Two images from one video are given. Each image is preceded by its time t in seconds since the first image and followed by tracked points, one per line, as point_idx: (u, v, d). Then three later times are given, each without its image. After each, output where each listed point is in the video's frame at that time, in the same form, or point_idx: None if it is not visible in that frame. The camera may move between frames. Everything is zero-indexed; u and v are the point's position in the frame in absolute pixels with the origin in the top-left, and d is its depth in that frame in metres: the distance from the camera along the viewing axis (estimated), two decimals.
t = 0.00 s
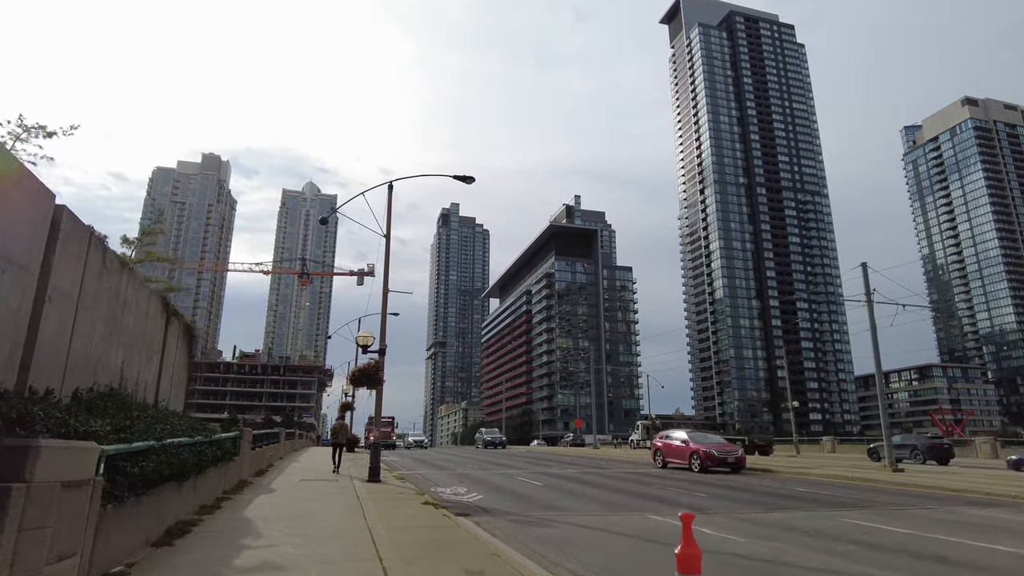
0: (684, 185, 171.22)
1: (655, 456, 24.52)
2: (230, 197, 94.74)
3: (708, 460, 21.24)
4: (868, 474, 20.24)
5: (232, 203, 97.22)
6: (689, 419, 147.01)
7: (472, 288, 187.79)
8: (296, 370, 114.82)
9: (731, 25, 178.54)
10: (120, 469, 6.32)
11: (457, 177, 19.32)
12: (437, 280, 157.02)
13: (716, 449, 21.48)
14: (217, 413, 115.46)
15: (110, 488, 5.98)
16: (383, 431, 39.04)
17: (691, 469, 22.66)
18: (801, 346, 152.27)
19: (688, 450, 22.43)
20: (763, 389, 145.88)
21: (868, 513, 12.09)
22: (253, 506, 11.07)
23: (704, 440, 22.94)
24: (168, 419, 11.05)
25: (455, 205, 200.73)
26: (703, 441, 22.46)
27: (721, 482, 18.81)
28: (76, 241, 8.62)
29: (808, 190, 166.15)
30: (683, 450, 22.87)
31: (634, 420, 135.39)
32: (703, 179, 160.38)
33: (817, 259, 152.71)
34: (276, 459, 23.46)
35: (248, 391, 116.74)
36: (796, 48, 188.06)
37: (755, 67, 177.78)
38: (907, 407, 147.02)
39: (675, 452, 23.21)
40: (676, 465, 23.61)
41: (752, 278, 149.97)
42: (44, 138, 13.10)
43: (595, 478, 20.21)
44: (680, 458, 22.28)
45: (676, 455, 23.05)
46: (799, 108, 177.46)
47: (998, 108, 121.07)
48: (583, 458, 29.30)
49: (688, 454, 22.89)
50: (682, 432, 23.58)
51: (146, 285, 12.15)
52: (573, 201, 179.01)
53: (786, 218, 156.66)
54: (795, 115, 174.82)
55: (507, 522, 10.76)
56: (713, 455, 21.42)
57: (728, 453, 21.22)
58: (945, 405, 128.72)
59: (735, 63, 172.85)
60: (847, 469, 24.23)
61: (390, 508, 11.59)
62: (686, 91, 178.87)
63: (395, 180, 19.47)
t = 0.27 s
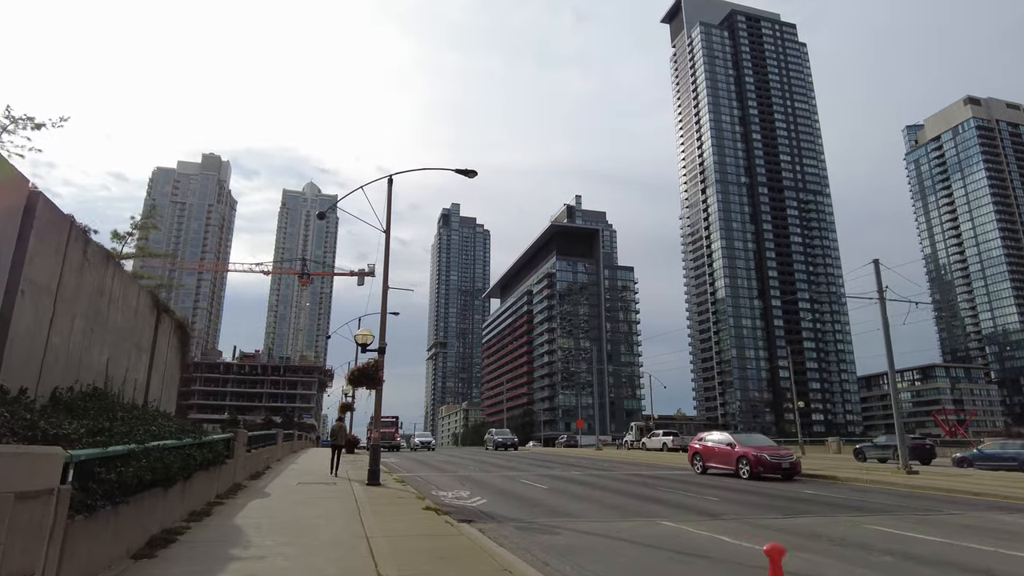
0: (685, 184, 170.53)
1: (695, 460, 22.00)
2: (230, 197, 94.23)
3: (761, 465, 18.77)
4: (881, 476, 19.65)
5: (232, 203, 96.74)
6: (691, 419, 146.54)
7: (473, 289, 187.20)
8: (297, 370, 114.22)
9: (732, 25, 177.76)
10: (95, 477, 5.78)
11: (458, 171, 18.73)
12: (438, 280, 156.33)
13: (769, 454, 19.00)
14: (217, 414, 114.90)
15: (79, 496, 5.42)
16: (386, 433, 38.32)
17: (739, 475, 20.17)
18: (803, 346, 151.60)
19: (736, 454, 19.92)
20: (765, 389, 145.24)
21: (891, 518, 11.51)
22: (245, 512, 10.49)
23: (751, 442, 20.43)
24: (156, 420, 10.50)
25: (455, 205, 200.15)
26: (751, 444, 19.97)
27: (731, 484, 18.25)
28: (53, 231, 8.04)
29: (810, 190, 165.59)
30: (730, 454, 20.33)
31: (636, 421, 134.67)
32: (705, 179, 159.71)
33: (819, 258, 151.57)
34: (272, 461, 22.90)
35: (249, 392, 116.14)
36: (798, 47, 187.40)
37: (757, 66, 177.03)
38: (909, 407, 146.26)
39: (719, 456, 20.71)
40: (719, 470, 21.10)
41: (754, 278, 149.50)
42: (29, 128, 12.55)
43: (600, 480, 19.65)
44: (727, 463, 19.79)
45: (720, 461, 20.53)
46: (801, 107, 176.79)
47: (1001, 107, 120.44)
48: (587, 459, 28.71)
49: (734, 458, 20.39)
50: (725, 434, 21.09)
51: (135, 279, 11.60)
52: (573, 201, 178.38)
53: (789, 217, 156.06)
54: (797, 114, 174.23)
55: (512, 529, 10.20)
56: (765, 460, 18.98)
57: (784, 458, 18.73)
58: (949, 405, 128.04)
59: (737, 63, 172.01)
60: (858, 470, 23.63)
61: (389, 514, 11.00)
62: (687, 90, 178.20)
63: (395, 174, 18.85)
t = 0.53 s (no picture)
0: (686, 182, 170.13)
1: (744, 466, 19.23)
2: (229, 197, 93.55)
3: (827, 472, 16.07)
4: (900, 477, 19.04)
5: (232, 202, 96.10)
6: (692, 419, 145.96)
7: (472, 288, 186.57)
8: (296, 370, 113.60)
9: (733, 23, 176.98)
10: (68, 482, 5.22)
11: (461, 163, 18.10)
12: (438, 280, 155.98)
13: (837, 458, 16.26)
14: (216, 414, 114.25)
15: (48, 506, 4.84)
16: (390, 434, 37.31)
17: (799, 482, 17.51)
18: (805, 345, 151.01)
19: (795, 459, 17.23)
20: (767, 389, 144.72)
21: (920, 520, 10.93)
22: (240, 518, 9.90)
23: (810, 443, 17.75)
24: (146, 420, 9.92)
25: (455, 205, 199.75)
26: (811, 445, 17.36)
27: (746, 486, 17.63)
28: (28, 217, 7.45)
29: (811, 188, 165.15)
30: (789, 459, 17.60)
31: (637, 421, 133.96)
32: (706, 177, 159.14)
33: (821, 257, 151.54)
34: (270, 462, 22.28)
35: (248, 392, 115.59)
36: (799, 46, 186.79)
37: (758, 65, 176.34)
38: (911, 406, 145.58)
39: (774, 462, 18.01)
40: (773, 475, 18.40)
41: (755, 278, 149.09)
42: (14, 115, 11.97)
43: (610, 482, 19.01)
44: (786, 470, 17.08)
45: (777, 467, 17.84)
46: (801, 106, 176.52)
47: (1002, 105, 119.88)
48: (592, 461, 28.10)
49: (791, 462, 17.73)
50: (778, 434, 18.37)
51: (124, 273, 11.01)
52: (574, 201, 177.64)
53: (790, 216, 155.42)
54: (798, 112, 173.91)
55: (523, 536, 9.58)
56: (831, 464, 16.21)
57: (856, 463, 16.01)
58: (951, 404, 127.29)
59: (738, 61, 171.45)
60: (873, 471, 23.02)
61: (392, 520, 10.38)
62: (688, 89, 177.41)
63: (396, 167, 18.22)
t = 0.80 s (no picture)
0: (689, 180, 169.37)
1: (808, 470, 17.42)
2: (230, 195, 92.94)
3: (919, 480, 14.15)
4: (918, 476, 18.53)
5: (233, 201, 95.72)
6: (694, 418, 145.32)
7: (474, 288, 186.04)
8: (297, 369, 113.17)
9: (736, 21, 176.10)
10: (38, 482, 4.73)
11: (466, 153, 17.58)
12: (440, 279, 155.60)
13: (927, 464, 14.32)
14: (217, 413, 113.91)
15: (13, 510, 4.34)
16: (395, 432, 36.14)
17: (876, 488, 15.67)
18: (809, 344, 150.22)
19: (876, 463, 15.37)
20: (770, 388, 144.06)
21: (951, 523, 10.41)
22: (233, 521, 9.38)
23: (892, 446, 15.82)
24: (135, 417, 9.42)
25: (457, 204, 199.28)
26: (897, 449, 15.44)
27: (760, 486, 17.13)
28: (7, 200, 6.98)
29: (815, 187, 164.46)
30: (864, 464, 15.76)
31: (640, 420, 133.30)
32: (708, 176, 158.40)
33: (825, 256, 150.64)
34: (270, 461, 21.77)
35: (249, 391, 115.34)
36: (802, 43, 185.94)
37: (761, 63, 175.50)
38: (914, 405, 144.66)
39: (848, 467, 16.18)
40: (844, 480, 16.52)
41: (758, 276, 148.38)
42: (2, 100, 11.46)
43: (620, 482, 18.50)
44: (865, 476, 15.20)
45: (849, 471, 16.01)
46: (805, 104, 175.75)
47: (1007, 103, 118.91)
48: (598, 460, 27.59)
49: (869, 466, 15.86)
50: (853, 436, 16.48)
51: (115, 263, 10.51)
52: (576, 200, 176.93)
53: (793, 215, 154.66)
54: (801, 111, 173.05)
55: (534, 539, 9.07)
56: (923, 471, 14.27)
57: (950, 471, 14.01)
58: (955, 404, 126.38)
59: (741, 59, 170.63)
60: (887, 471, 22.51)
61: (395, 522, 9.86)
62: (691, 87, 176.56)
63: (399, 156, 17.65)
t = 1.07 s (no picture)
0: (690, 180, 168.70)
1: (889, 479, 14.36)
2: (230, 196, 92.36)
3: None
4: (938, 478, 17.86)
5: (233, 201, 95.24)
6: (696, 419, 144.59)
7: (475, 288, 185.43)
8: (298, 369, 112.64)
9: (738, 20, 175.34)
10: None
11: (469, 144, 17.00)
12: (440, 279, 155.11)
13: None
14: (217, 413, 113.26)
15: None
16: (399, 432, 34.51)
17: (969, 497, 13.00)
18: (811, 344, 149.49)
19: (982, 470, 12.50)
20: (773, 388, 143.38)
21: (987, 528, 9.81)
22: (226, 527, 8.91)
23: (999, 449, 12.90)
24: (122, 416, 8.88)
25: (457, 204, 198.79)
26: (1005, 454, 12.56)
27: (776, 487, 16.51)
28: None
29: (817, 186, 163.89)
30: (970, 470, 12.72)
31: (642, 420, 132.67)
32: (710, 175, 157.71)
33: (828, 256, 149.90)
34: (267, 463, 21.17)
35: (249, 391, 114.85)
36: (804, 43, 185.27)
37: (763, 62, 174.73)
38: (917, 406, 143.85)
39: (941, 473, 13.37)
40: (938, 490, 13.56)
41: (760, 276, 147.77)
42: None
43: (629, 484, 17.90)
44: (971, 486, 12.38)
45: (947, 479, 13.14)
46: (807, 103, 175.15)
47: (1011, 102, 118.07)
48: (604, 461, 26.92)
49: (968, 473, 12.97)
50: (946, 438, 13.59)
51: (99, 252, 9.94)
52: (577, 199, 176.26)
53: (795, 214, 153.98)
54: (803, 110, 172.42)
55: (544, 546, 8.51)
56: None
57: None
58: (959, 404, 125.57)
59: (743, 58, 169.84)
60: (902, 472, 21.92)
61: (398, 528, 9.30)
62: (692, 86, 175.81)
63: (399, 147, 17.07)
